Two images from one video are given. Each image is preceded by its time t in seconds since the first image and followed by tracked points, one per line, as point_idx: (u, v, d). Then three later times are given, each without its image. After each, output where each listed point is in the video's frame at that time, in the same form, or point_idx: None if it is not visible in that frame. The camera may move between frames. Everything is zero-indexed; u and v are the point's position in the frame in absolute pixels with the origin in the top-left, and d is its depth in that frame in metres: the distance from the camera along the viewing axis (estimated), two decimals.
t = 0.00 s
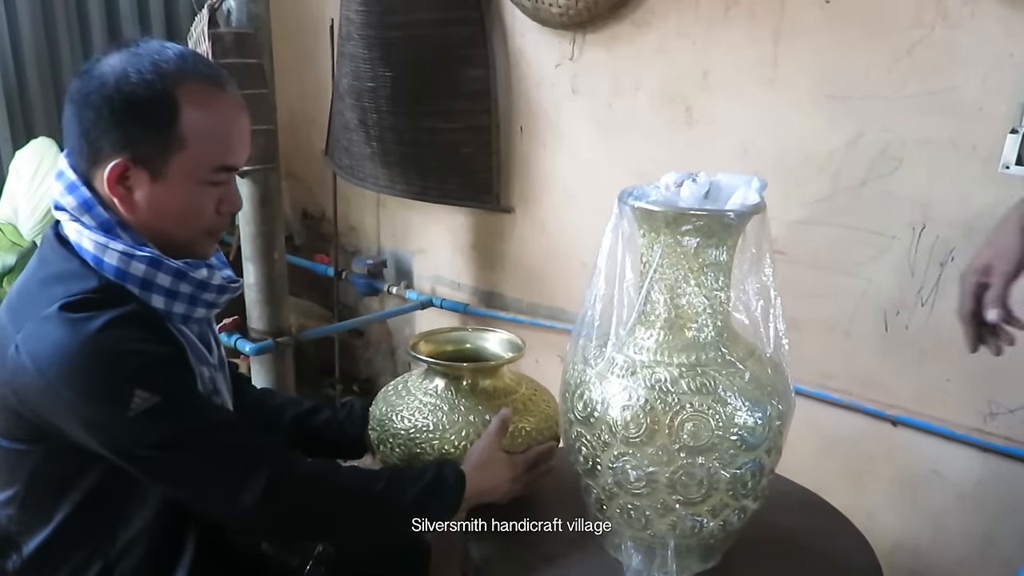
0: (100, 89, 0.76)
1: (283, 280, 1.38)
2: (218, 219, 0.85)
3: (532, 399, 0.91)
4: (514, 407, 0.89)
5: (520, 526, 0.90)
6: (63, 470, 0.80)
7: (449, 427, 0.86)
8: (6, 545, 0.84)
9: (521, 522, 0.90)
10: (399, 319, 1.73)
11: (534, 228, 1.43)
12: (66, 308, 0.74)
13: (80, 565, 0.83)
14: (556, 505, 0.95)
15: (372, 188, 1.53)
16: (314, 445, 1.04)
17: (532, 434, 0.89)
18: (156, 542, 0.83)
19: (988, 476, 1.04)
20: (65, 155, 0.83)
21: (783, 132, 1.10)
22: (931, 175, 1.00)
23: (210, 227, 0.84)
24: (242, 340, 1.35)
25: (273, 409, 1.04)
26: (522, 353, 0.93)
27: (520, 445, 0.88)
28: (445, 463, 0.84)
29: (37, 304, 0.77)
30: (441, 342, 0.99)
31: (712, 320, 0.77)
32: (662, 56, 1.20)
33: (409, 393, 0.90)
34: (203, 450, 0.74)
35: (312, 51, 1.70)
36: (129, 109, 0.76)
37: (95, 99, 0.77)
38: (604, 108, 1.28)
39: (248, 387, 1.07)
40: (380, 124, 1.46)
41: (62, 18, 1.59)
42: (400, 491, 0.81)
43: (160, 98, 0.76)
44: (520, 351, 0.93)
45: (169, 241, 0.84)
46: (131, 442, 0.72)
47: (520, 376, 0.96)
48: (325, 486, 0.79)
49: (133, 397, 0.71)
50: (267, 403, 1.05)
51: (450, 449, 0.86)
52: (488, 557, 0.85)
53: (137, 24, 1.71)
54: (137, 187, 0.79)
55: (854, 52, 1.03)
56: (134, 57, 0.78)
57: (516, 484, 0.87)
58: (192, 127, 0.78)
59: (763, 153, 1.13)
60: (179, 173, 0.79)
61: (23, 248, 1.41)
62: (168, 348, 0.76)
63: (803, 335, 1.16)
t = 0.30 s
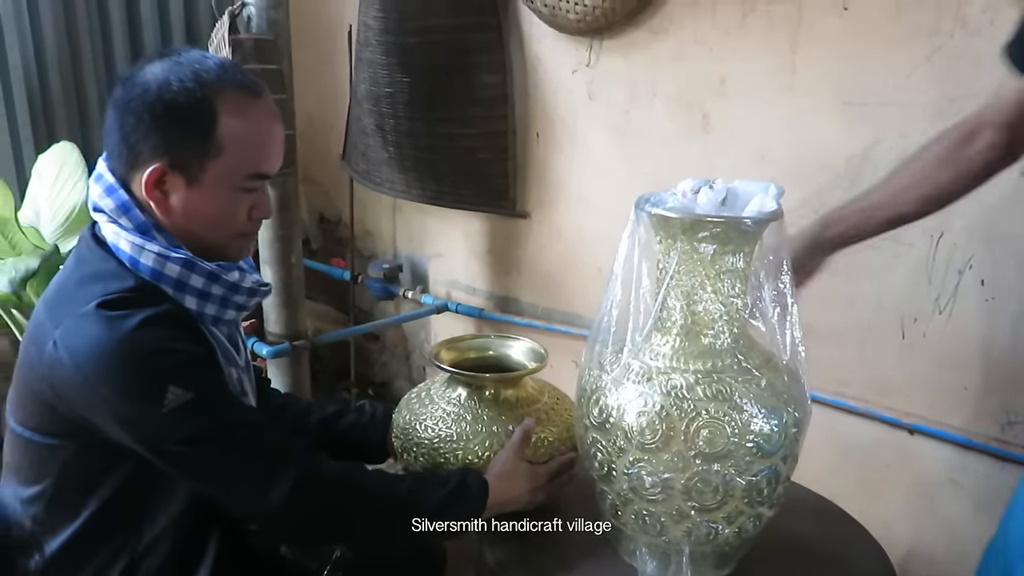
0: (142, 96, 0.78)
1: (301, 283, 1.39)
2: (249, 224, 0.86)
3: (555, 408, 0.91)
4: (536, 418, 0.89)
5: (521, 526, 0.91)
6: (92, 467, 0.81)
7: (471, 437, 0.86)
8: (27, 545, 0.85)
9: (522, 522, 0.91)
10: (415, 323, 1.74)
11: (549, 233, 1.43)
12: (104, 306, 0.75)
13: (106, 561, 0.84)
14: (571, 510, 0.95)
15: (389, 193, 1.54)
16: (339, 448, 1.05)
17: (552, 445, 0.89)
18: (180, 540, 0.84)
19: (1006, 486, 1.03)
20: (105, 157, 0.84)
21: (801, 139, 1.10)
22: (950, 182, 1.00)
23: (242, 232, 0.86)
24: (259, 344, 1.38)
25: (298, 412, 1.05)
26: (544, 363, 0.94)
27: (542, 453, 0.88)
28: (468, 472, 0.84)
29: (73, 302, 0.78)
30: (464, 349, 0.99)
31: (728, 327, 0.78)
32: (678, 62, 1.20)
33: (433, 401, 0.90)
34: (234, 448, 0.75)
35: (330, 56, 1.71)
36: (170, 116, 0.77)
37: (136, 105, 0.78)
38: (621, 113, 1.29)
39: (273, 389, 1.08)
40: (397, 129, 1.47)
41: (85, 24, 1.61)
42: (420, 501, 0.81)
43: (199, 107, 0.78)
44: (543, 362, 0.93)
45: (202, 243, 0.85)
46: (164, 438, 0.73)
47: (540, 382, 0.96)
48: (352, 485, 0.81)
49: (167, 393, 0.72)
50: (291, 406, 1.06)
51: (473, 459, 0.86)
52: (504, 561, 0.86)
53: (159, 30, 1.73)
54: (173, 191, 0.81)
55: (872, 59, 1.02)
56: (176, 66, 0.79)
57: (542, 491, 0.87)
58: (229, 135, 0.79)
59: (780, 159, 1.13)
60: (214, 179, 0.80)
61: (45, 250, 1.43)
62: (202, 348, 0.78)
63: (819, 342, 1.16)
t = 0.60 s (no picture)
0: (163, 101, 0.79)
1: (313, 286, 1.39)
2: (260, 229, 0.87)
3: (568, 411, 0.91)
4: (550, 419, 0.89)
5: (520, 527, 0.91)
6: (100, 466, 0.82)
7: (484, 438, 0.86)
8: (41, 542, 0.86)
9: (522, 522, 0.91)
10: (426, 326, 1.75)
11: (560, 237, 1.43)
12: (110, 306, 0.77)
13: (115, 562, 0.84)
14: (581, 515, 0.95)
15: (401, 197, 1.55)
16: (347, 451, 1.05)
17: (564, 448, 0.88)
18: (189, 541, 0.85)
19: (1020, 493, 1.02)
20: (121, 160, 0.85)
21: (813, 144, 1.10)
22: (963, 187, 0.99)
23: (252, 237, 0.86)
24: (271, 347, 1.39)
25: (307, 418, 1.06)
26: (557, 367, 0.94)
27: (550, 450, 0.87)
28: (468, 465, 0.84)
29: (80, 302, 0.79)
30: (478, 352, 1.00)
31: (739, 331, 0.77)
32: (690, 67, 1.20)
33: (444, 402, 0.90)
34: (237, 448, 0.76)
35: (344, 61, 1.72)
36: (190, 121, 0.78)
37: (157, 110, 0.79)
38: (632, 118, 1.29)
39: (283, 393, 1.09)
40: (409, 134, 1.48)
41: (101, 28, 1.63)
42: (418, 499, 0.81)
43: (219, 112, 0.79)
44: (557, 367, 0.93)
45: (213, 247, 0.86)
46: (167, 437, 0.74)
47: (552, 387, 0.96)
48: (351, 483, 0.81)
49: (170, 393, 0.74)
50: (302, 410, 1.07)
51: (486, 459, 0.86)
52: (512, 565, 0.86)
53: (175, 35, 1.75)
54: (189, 195, 0.81)
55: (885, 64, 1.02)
56: (196, 72, 0.80)
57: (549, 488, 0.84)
58: (246, 141, 0.80)
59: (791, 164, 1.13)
60: (230, 184, 0.81)
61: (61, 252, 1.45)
62: (206, 350, 0.79)
63: (831, 347, 1.15)
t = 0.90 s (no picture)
0: (176, 105, 0.80)
1: (322, 290, 1.40)
2: (271, 231, 0.87)
3: (575, 414, 0.92)
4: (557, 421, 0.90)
5: (520, 527, 0.92)
6: (109, 468, 0.83)
7: (493, 440, 0.87)
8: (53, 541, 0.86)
9: (521, 522, 0.92)
10: (436, 330, 1.75)
11: (570, 241, 1.43)
12: (120, 307, 0.77)
13: (125, 563, 0.84)
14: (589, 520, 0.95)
15: (410, 201, 1.55)
16: (353, 454, 1.05)
17: (572, 448, 0.88)
18: (198, 542, 0.85)
19: None
20: (134, 164, 0.86)
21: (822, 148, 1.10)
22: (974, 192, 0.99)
23: (262, 240, 0.87)
24: (281, 350, 1.40)
25: (312, 421, 1.07)
26: (563, 370, 0.95)
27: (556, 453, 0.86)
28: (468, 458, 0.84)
29: (91, 303, 0.80)
30: (484, 356, 1.00)
31: (747, 335, 0.77)
32: (699, 72, 1.20)
33: (452, 405, 0.91)
34: (243, 449, 0.76)
35: (355, 66, 1.73)
36: (203, 124, 0.79)
37: (172, 114, 0.80)
38: (641, 122, 1.29)
39: (288, 397, 1.09)
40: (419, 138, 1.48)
41: (115, 33, 1.64)
42: (418, 497, 0.81)
43: (232, 116, 0.79)
44: (563, 369, 0.94)
45: (223, 250, 0.86)
46: (173, 438, 0.74)
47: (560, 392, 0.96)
48: (353, 484, 0.81)
49: (178, 394, 0.75)
50: (307, 414, 1.07)
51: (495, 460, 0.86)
52: (520, 568, 0.86)
53: (187, 40, 1.76)
54: (202, 198, 0.82)
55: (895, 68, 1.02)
56: (209, 76, 0.81)
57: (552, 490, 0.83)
58: (258, 144, 0.80)
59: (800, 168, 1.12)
60: (242, 187, 0.81)
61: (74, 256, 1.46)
62: (213, 351, 0.79)
63: (841, 351, 1.15)
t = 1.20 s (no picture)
0: (198, 107, 0.80)
1: (332, 292, 1.41)
2: (289, 231, 0.88)
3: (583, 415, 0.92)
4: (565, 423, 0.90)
5: (520, 526, 0.92)
6: (121, 467, 0.83)
7: (502, 444, 0.87)
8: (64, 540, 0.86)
9: (521, 522, 0.92)
10: (445, 332, 1.75)
11: (578, 244, 1.44)
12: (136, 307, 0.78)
13: (135, 563, 0.85)
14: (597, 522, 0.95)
15: (420, 203, 1.56)
16: (360, 454, 1.06)
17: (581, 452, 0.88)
18: (208, 543, 0.86)
19: None
20: (153, 165, 0.87)
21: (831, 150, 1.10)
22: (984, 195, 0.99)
23: (280, 240, 0.88)
24: (291, 352, 1.40)
25: (320, 420, 1.07)
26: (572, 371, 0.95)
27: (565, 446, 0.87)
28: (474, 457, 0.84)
29: (106, 302, 0.81)
30: (493, 359, 1.00)
31: (754, 337, 0.77)
32: (708, 74, 1.20)
33: (461, 408, 0.91)
34: (253, 446, 0.77)
35: (365, 69, 1.74)
36: (225, 125, 0.79)
37: (193, 115, 0.80)
38: (650, 124, 1.29)
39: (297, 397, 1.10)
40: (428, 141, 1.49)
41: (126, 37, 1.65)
42: (425, 496, 0.82)
43: (253, 118, 0.80)
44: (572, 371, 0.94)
45: (241, 249, 0.87)
46: (185, 434, 0.75)
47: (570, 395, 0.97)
48: (362, 483, 0.81)
49: (188, 390, 0.75)
50: (315, 414, 1.08)
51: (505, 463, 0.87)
52: (528, 570, 0.86)
53: (198, 44, 1.77)
54: (223, 199, 0.82)
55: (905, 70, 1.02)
56: (228, 79, 0.81)
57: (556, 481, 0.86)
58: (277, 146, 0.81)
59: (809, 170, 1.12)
60: (262, 187, 0.82)
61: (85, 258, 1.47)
62: (225, 348, 0.80)
63: (850, 354, 1.15)
